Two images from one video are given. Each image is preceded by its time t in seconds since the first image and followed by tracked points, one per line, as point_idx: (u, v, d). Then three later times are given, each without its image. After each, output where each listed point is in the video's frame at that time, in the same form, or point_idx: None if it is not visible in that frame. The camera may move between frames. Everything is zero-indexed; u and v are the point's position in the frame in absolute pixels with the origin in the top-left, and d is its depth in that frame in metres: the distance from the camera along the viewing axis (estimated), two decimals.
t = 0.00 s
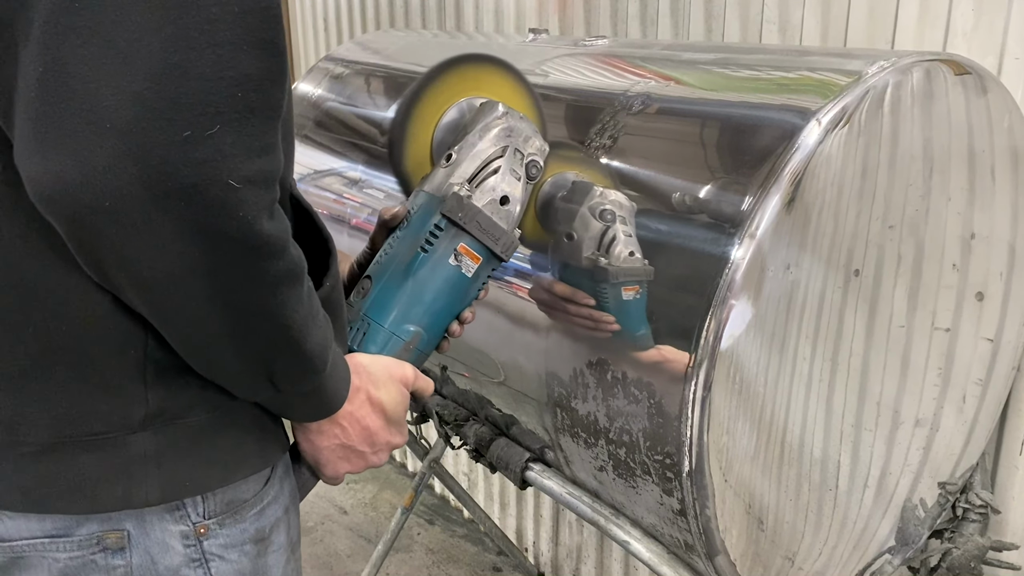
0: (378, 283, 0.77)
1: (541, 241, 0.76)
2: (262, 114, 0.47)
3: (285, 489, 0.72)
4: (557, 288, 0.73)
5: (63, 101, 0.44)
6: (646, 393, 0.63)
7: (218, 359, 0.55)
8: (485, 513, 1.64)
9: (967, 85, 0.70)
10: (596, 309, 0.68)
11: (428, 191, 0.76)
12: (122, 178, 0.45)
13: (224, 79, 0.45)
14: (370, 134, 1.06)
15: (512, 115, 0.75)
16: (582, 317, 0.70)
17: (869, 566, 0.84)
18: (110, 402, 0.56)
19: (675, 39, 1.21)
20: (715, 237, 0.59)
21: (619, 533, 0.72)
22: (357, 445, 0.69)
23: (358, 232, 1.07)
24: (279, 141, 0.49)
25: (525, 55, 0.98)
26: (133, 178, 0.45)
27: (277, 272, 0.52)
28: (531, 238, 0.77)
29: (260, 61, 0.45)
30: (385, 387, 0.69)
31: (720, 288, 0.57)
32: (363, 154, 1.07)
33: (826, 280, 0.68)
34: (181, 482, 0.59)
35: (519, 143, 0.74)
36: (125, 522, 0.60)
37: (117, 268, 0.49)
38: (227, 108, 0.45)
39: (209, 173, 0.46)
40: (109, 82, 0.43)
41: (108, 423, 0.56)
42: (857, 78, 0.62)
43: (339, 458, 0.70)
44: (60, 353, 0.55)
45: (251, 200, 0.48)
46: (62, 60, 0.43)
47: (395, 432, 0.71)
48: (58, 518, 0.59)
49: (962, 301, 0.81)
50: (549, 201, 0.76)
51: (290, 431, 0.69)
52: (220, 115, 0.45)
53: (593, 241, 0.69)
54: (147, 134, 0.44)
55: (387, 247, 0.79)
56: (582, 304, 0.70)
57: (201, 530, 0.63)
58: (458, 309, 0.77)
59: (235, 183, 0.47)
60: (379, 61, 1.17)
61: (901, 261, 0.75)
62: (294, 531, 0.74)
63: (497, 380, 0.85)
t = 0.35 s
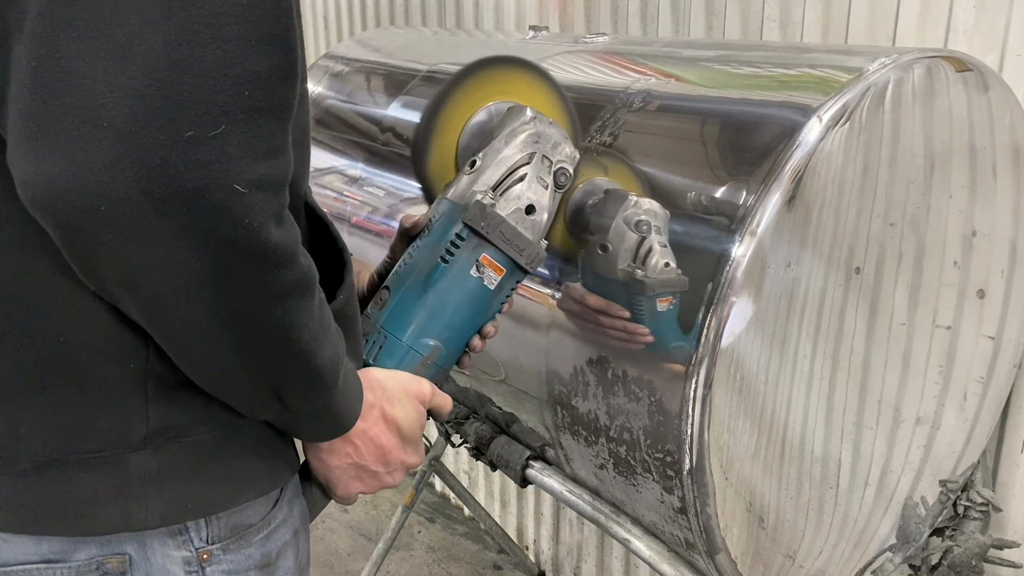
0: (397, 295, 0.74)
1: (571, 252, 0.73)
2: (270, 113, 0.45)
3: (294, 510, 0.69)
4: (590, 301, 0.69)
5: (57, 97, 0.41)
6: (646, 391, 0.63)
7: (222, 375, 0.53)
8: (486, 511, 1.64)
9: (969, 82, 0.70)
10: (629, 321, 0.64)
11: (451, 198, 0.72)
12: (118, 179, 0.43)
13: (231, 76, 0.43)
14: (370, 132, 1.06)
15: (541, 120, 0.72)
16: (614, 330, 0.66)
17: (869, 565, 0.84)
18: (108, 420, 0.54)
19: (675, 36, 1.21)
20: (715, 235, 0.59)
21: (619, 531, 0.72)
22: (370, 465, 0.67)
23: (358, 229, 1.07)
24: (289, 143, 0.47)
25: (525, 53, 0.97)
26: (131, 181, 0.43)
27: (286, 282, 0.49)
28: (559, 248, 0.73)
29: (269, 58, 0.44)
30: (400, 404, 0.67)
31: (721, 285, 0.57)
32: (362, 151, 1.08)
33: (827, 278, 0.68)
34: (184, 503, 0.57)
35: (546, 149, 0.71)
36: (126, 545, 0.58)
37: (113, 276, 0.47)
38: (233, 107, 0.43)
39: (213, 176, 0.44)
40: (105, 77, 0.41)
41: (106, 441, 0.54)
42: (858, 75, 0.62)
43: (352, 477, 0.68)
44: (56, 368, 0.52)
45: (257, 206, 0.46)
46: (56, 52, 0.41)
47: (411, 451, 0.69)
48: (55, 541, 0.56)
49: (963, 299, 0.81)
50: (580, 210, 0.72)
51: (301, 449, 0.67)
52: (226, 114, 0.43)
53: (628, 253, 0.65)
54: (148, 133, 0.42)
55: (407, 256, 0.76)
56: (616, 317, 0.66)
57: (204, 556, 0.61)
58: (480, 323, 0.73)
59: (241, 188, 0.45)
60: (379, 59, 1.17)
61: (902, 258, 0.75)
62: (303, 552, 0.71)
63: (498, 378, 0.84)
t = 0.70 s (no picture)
0: (415, 303, 0.73)
1: (599, 260, 0.69)
2: (270, 110, 0.45)
3: (303, 529, 0.70)
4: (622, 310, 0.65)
5: (47, 95, 0.42)
6: (648, 390, 0.63)
7: (223, 385, 0.52)
8: (487, 509, 1.64)
9: (971, 80, 0.70)
10: (662, 331, 0.61)
11: (472, 204, 0.71)
12: (108, 180, 0.43)
13: (228, 72, 0.43)
14: (370, 130, 1.06)
15: (567, 124, 0.71)
16: (644, 340, 0.63)
17: (870, 564, 0.84)
18: (109, 435, 0.53)
19: (677, 33, 1.20)
20: (719, 232, 0.59)
21: (620, 530, 0.73)
22: (383, 479, 0.67)
23: (358, 227, 1.07)
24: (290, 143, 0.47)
25: (525, 51, 0.97)
26: (123, 183, 0.43)
27: (288, 288, 0.49)
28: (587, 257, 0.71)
29: (269, 54, 0.43)
30: (414, 417, 0.66)
31: (723, 282, 0.57)
32: (363, 150, 1.08)
33: (829, 276, 0.68)
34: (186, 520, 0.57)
35: (573, 153, 0.69)
36: (127, 565, 0.58)
37: (106, 279, 0.46)
38: (231, 106, 0.43)
39: (209, 178, 0.44)
40: (94, 74, 0.41)
41: (103, 455, 0.54)
42: (860, 73, 0.62)
43: (364, 492, 0.68)
44: (55, 381, 0.52)
45: (256, 208, 0.45)
46: (44, 48, 0.41)
47: (425, 467, 0.69)
48: (55, 558, 0.57)
49: (964, 297, 0.81)
50: (609, 218, 0.70)
51: (312, 464, 0.67)
52: (223, 113, 0.43)
53: (661, 263, 0.62)
54: (139, 132, 0.42)
55: (426, 262, 0.75)
56: (648, 326, 0.62)
57: None
58: (500, 334, 0.72)
59: (239, 190, 0.44)
60: (379, 58, 1.17)
61: (904, 256, 0.75)
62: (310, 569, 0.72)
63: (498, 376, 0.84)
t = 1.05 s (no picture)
0: (420, 302, 0.73)
1: (607, 261, 0.69)
2: (268, 106, 0.45)
3: (305, 530, 0.69)
4: (631, 311, 0.65)
5: (43, 93, 0.42)
6: (649, 389, 0.63)
7: (223, 384, 0.52)
8: (488, 509, 1.64)
9: (972, 79, 0.70)
10: (671, 332, 0.60)
11: (478, 203, 0.71)
12: (105, 178, 0.43)
13: (225, 68, 0.43)
14: (371, 130, 1.06)
15: (575, 122, 0.70)
16: (651, 340, 0.62)
17: (871, 563, 0.84)
18: (109, 435, 0.53)
19: (678, 32, 1.20)
20: (720, 232, 0.59)
21: (621, 529, 0.73)
22: (386, 480, 0.67)
23: (359, 227, 1.06)
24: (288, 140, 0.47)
25: (526, 51, 0.97)
26: (120, 179, 0.43)
27: (287, 286, 0.49)
28: (597, 258, 0.71)
29: (266, 49, 0.43)
30: (417, 417, 0.66)
31: (724, 282, 0.57)
32: (364, 149, 1.08)
33: (831, 276, 0.68)
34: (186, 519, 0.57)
35: (581, 151, 0.69)
36: (127, 568, 0.58)
37: (104, 277, 0.46)
38: (227, 101, 0.43)
39: (207, 174, 0.43)
40: (89, 71, 0.41)
41: (103, 456, 0.54)
42: (862, 72, 0.61)
43: (366, 493, 0.68)
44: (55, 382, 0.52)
45: (254, 204, 0.45)
46: (39, 44, 0.41)
47: (428, 467, 0.69)
48: (54, 560, 0.57)
49: (965, 296, 0.80)
50: (618, 218, 0.70)
51: (314, 464, 0.67)
52: (220, 109, 0.43)
53: (672, 264, 0.61)
54: (136, 128, 0.42)
55: (431, 261, 0.74)
56: (655, 326, 0.62)
57: None
58: (505, 334, 0.72)
59: (236, 186, 0.44)
60: (380, 57, 1.17)
61: (905, 256, 0.75)
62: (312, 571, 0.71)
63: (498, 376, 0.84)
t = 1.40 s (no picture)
0: (402, 292, 0.74)
1: (582, 250, 0.71)
2: (260, 105, 0.44)
3: (294, 511, 0.69)
4: (604, 301, 0.68)
5: (45, 91, 0.42)
6: (650, 389, 0.63)
7: (217, 373, 0.52)
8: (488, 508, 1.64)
9: (973, 79, 0.69)
10: (644, 322, 0.63)
11: (458, 197, 0.71)
12: (104, 172, 0.43)
13: (219, 68, 0.43)
14: (371, 130, 1.07)
15: (551, 118, 0.70)
16: (627, 331, 0.65)
17: (871, 563, 0.84)
18: (104, 418, 0.54)
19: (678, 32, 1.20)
20: (721, 232, 0.59)
21: (623, 529, 0.73)
22: (371, 464, 0.67)
23: (360, 227, 1.07)
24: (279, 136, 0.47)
25: (527, 50, 0.97)
26: (120, 174, 0.43)
27: (277, 277, 0.49)
28: (571, 248, 0.72)
29: (257, 50, 0.43)
30: (401, 403, 0.67)
31: (725, 282, 0.57)
32: (364, 149, 1.08)
33: (831, 276, 0.68)
34: (181, 500, 0.57)
35: (557, 147, 0.69)
36: (123, 545, 0.58)
37: (104, 267, 0.47)
38: (221, 100, 0.43)
39: (201, 169, 0.43)
40: (89, 69, 0.41)
41: (101, 436, 0.54)
42: (863, 72, 0.61)
43: (352, 476, 0.68)
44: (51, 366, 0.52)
45: (246, 198, 0.45)
46: (41, 44, 0.41)
47: (412, 451, 0.69)
48: (52, 539, 0.57)
49: (965, 296, 0.80)
50: (592, 211, 0.71)
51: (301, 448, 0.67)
52: (214, 106, 0.43)
53: (642, 255, 0.64)
54: (134, 123, 0.42)
55: (413, 253, 0.75)
56: (629, 317, 0.65)
57: (201, 557, 0.60)
58: (486, 322, 0.73)
59: (229, 180, 0.44)
60: (381, 56, 1.17)
61: (906, 256, 0.75)
62: (303, 554, 0.71)
63: (501, 376, 0.84)
